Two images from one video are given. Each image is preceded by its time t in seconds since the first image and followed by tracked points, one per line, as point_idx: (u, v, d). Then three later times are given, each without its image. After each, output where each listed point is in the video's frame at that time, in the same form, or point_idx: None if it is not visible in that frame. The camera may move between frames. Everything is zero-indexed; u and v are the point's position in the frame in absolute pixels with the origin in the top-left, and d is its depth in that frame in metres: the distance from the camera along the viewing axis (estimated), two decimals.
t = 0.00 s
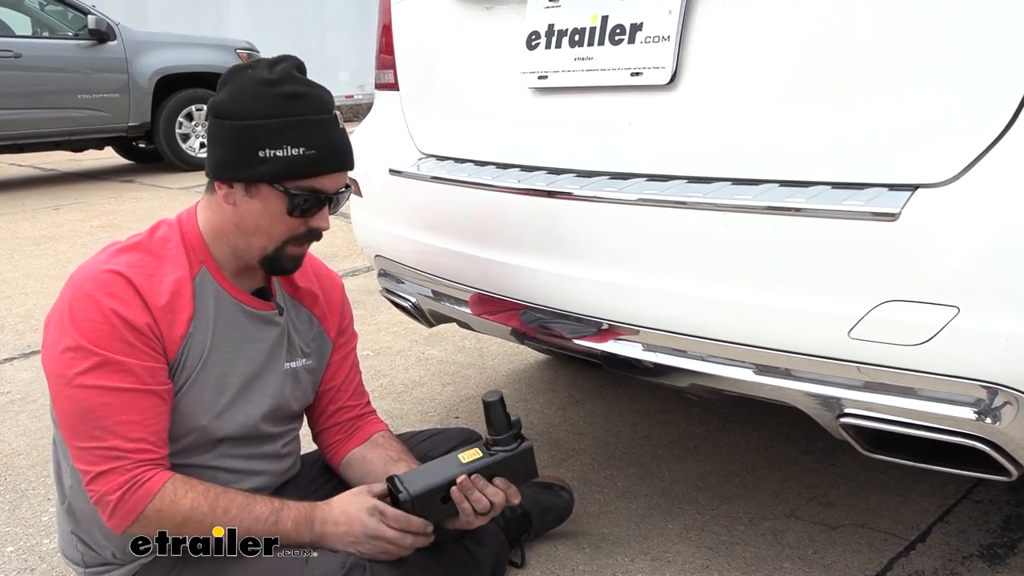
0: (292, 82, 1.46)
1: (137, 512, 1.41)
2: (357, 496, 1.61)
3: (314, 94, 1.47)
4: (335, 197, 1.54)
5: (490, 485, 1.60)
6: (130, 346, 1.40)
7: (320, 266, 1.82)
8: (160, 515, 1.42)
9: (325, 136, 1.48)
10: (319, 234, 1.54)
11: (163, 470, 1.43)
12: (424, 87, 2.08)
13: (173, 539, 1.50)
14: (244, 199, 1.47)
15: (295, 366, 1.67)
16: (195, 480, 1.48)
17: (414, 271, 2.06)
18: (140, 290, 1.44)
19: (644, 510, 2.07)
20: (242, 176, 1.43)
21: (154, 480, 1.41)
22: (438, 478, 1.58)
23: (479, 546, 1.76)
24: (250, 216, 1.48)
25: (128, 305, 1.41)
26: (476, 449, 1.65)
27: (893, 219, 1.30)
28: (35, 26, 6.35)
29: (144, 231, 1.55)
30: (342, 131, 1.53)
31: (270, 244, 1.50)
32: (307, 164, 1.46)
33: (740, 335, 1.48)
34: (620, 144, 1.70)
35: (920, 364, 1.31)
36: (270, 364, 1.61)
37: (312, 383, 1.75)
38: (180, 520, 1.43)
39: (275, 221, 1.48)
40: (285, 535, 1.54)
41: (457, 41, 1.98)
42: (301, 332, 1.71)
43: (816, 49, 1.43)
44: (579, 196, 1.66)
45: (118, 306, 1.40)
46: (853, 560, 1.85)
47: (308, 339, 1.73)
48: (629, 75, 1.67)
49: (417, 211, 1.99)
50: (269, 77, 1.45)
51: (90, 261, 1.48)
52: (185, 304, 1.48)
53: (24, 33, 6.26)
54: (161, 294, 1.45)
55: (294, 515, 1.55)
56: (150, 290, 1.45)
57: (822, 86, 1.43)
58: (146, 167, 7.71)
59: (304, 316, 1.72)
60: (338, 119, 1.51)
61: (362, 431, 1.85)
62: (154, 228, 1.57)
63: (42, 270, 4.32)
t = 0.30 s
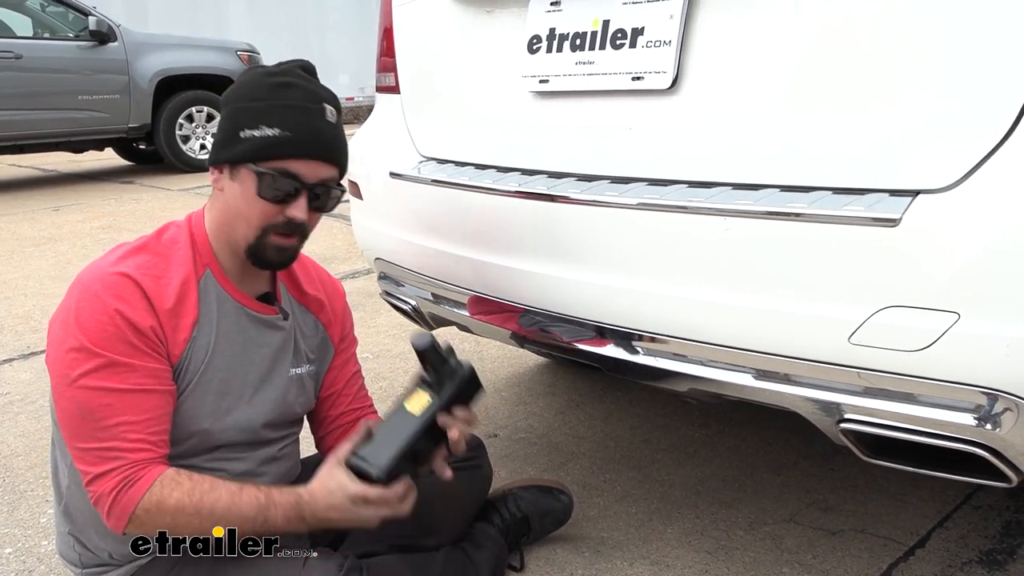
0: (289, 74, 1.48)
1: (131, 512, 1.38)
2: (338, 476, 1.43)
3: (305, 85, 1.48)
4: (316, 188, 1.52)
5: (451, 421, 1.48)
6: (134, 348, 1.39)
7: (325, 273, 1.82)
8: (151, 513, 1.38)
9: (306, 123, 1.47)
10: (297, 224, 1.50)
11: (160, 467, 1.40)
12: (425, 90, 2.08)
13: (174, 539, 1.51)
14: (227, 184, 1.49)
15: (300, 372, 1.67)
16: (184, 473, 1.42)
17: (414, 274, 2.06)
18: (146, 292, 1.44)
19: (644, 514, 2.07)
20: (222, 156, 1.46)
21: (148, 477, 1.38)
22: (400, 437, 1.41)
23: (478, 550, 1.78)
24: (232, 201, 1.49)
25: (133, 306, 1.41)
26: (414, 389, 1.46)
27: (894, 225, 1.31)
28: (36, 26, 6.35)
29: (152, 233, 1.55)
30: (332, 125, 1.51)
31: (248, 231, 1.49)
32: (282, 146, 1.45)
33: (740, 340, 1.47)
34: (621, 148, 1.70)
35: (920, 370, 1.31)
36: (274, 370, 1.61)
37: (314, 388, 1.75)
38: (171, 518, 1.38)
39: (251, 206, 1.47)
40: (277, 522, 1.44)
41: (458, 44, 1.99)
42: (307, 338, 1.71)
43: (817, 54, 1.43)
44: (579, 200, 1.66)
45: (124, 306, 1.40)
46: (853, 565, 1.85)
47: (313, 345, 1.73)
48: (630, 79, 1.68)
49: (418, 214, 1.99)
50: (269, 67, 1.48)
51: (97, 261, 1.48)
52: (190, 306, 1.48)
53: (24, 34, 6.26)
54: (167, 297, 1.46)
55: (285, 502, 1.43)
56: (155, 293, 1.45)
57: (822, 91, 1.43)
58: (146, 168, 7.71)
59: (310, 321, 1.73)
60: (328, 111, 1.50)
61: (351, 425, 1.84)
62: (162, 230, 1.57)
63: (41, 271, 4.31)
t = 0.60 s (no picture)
0: (238, 64, 1.55)
1: (137, 498, 1.36)
2: (335, 425, 1.40)
3: (251, 74, 1.54)
4: (269, 170, 1.54)
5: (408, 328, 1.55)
6: (133, 337, 1.39)
7: (319, 272, 1.82)
8: (153, 494, 1.35)
9: (247, 105, 1.50)
10: (253, 207, 1.52)
11: (159, 446, 1.38)
12: (427, 92, 2.08)
13: (174, 538, 1.57)
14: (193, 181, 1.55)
15: (295, 368, 1.67)
16: (181, 448, 1.39)
17: (416, 276, 2.05)
18: (141, 285, 1.44)
19: (646, 516, 2.07)
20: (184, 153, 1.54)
21: (147, 459, 1.36)
22: (385, 367, 1.45)
23: (480, 551, 1.78)
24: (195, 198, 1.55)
25: (130, 299, 1.41)
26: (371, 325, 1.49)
27: (897, 226, 1.31)
28: (37, 29, 6.36)
29: (144, 233, 1.57)
30: (279, 105, 1.53)
31: (211, 222, 1.53)
32: (221, 129, 1.50)
33: (744, 341, 1.47)
34: (623, 150, 1.70)
35: (924, 371, 1.31)
36: (267, 364, 1.61)
37: (316, 385, 1.74)
38: (172, 497, 1.36)
39: (207, 195, 1.52)
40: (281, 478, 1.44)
41: (460, 47, 1.99)
42: (302, 334, 1.71)
43: (819, 56, 1.43)
44: (582, 202, 1.66)
45: (119, 299, 1.40)
46: (856, 567, 1.85)
47: (309, 341, 1.73)
48: (633, 81, 1.68)
49: (420, 215, 1.99)
50: (225, 62, 1.57)
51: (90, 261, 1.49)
52: (186, 300, 1.49)
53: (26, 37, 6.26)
54: (163, 290, 1.46)
55: (281, 456, 1.42)
56: (150, 286, 1.45)
57: (825, 93, 1.43)
58: (147, 171, 7.71)
59: (305, 318, 1.73)
60: (272, 91, 1.53)
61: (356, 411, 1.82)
62: (153, 229, 1.58)
63: (42, 274, 4.31)
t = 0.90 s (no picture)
0: (257, 68, 1.54)
1: (154, 501, 1.36)
2: (352, 436, 1.41)
3: (270, 77, 1.53)
4: (285, 173, 1.53)
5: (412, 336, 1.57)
6: (147, 338, 1.40)
7: (323, 273, 1.82)
8: (172, 497, 1.35)
9: (265, 108, 1.49)
10: (268, 210, 1.51)
11: (178, 448, 1.38)
12: (430, 93, 2.08)
13: (174, 538, 1.56)
14: (206, 181, 1.54)
15: (302, 369, 1.67)
16: (202, 451, 1.39)
17: (419, 277, 2.05)
18: (152, 286, 1.44)
19: (650, 518, 2.06)
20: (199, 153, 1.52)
21: (168, 460, 1.36)
22: (397, 377, 1.48)
23: (484, 554, 1.77)
24: (208, 198, 1.53)
25: (141, 300, 1.41)
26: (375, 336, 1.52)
27: (903, 227, 1.30)
28: (41, 32, 6.37)
29: (152, 234, 1.57)
30: (297, 111, 1.52)
31: (223, 224, 1.52)
32: (240, 131, 1.49)
33: (748, 342, 1.47)
34: (628, 151, 1.70)
35: (930, 372, 1.31)
36: (275, 365, 1.61)
37: (323, 388, 1.74)
38: (192, 500, 1.36)
39: (222, 195, 1.51)
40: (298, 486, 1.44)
41: (464, 48, 1.99)
42: (308, 335, 1.71)
43: (824, 56, 1.43)
44: (586, 203, 1.66)
45: (130, 300, 1.40)
46: (861, 569, 1.84)
47: (314, 343, 1.73)
48: (637, 82, 1.68)
49: (423, 217, 1.99)
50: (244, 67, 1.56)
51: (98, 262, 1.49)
52: (196, 301, 1.49)
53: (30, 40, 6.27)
54: (174, 291, 1.46)
55: (303, 464, 1.43)
56: (160, 287, 1.45)
57: (829, 93, 1.43)
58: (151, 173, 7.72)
59: (311, 320, 1.73)
60: (292, 96, 1.51)
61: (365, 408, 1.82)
62: (162, 232, 1.59)
63: (46, 276, 4.32)
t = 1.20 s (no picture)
0: (286, 70, 1.55)
1: (159, 509, 1.37)
2: (357, 453, 1.39)
3: (300, 78, 1.54)
4: (317, 172, 1.54)
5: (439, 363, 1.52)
6: (159, 345, 1.40)
7: (333, 276, 1.82)
8: (176, 506, 1.36)
9: (299, 108, 1.51)
10: (300, 207, 1.53)
11: (185, 458, 1.39)
12: (435, 94, 2.09)
13: (173, 538, 1.54)
14: (233, 181, 1.54)
15: (312, 374, 1.67)
16: (207, 463, 1.40)
17: (424, 278, 2.05)
18: (168, 290, 1.45)
19: (654, 519, 2.06)
20: (226, 151, 1.52)
21: (172, 470, 1.37)
22: (405, 398, 1.42)
23: (487, 555, 1.77)
24: (235, 195, 1.53)
25: (156, 305, 1.42)
26: (396, 358, 1.48)
27: (907, 229, 1.30)
28: (48, 32, 6.40)
29: (167, 235, 1.57)
30: (328, 111, 1.55)
31: (252, 222, 1.52)
32: (276, 130, 1.49)
33: (753, 344, 1.47)
34: (632, 153, 1.70)
35: (933, 375, 1.31)
36: (286, 370, 1.61)
37: (332, 391, 1.75)
38: (194, 512, 1.37)
39: (252, 193, 1.51)
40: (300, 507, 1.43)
41: (469, 49, 1.99)
42: (318, 339, 1.71)
43: (829, 58, 1.43)
44: (591, 204, 1.66)
45: (146, 304, 1.41)
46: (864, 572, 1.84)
47: (325, 347, 1.73)
48: (642, 83, 1.68)
49: (428, 218, 1.99)
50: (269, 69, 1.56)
51: (113, 263, 1.49)
52: (210, 306, 1.49)
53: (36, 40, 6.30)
54: (188, 296, 1.46)
55: (306, 483, 1.43)
56: (175, 291, 1.46)
57: (834, 96, 1.43)
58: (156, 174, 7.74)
59: (322, 323, 1.73)
60: (323, 98, 1.54)
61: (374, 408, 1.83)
62: (177, 233, 1.59)
63: (52, 276, 4.33)
